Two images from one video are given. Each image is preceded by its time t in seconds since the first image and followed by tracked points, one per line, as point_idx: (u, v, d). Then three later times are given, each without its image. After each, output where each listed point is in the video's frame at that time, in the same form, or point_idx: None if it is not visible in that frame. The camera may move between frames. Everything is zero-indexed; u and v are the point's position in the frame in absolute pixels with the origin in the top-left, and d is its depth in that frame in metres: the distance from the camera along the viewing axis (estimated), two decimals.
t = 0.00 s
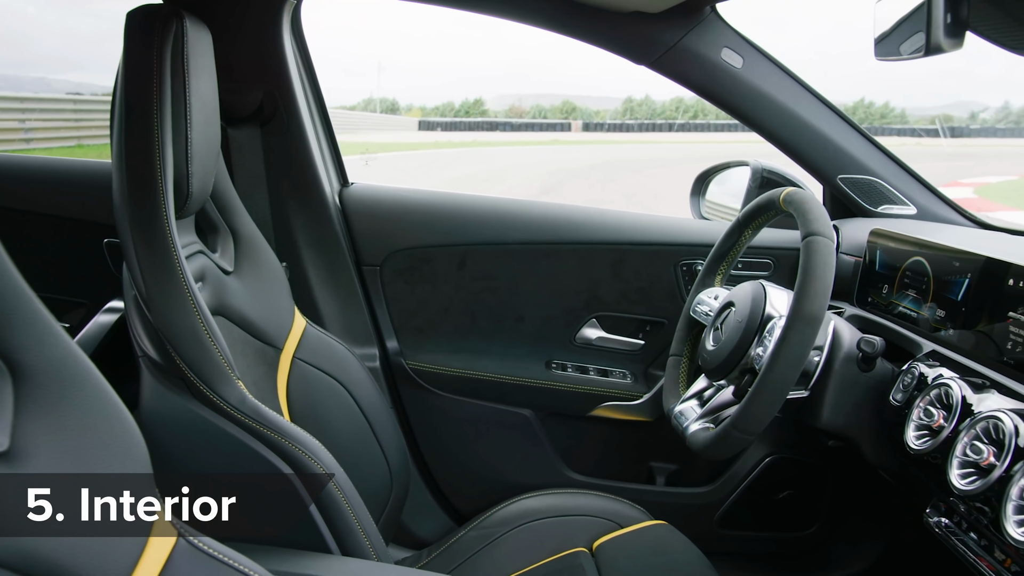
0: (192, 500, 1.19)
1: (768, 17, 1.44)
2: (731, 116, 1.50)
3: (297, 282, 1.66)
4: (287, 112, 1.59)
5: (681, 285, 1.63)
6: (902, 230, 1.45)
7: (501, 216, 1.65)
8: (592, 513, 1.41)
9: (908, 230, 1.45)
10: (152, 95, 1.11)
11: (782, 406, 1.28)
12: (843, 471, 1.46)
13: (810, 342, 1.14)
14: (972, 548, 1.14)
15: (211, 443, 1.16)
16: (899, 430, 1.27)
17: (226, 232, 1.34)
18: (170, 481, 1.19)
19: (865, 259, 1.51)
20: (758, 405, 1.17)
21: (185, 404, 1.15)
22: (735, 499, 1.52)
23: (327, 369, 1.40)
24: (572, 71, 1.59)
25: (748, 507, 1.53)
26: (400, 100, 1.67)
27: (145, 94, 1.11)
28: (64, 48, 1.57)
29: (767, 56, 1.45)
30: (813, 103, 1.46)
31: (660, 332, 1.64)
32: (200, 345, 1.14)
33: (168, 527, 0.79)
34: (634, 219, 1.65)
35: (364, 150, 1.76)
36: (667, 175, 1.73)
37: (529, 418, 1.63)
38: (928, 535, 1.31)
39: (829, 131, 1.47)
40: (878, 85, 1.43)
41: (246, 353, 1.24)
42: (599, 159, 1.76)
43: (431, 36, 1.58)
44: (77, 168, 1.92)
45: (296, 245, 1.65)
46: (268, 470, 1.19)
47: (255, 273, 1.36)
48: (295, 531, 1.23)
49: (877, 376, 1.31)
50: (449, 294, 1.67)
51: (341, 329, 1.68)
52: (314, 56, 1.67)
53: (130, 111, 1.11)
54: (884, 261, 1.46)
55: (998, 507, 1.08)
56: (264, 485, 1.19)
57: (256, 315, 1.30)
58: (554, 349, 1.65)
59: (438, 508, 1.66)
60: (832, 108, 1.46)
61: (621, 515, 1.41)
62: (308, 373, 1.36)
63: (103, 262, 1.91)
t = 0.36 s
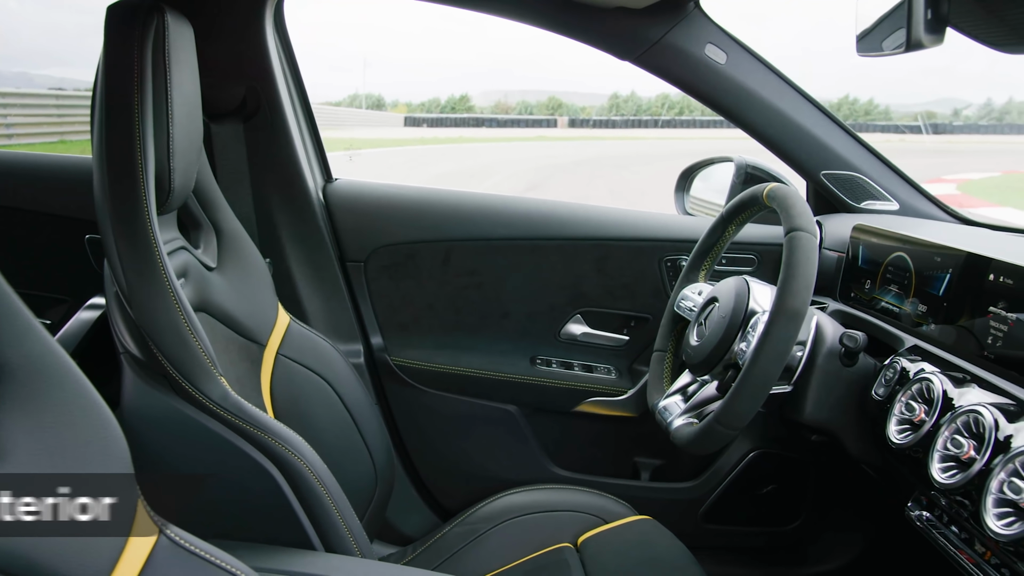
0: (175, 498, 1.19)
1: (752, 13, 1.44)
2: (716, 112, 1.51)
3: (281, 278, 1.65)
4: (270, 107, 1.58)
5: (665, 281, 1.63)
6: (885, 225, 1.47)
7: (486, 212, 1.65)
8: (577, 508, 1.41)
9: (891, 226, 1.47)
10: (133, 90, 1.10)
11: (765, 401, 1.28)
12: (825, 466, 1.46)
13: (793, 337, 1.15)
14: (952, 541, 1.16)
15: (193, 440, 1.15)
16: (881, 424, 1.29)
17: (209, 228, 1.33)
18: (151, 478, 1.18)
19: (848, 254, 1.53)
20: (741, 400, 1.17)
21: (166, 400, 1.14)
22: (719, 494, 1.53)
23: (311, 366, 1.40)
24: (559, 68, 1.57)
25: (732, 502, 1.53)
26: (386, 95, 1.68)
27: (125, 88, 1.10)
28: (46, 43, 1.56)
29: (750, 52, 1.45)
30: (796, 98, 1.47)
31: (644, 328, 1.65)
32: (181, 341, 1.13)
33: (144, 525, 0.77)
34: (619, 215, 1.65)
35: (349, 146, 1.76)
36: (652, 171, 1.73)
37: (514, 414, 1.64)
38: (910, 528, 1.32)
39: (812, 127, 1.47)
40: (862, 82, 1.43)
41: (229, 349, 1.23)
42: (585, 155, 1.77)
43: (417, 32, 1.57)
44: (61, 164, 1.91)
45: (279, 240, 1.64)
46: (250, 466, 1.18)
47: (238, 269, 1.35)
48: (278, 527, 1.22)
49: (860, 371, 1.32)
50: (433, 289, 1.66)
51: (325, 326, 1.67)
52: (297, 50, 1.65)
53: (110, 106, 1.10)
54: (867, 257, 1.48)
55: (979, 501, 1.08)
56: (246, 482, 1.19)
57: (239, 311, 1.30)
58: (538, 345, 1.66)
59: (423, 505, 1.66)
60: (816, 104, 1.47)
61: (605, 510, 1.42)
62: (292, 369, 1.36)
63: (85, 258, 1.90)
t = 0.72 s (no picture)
0: (157, 493, 1.19)
1: (737, 9, 1.44)
2: (701, 109, 1.51)
3: (265, 274, 1.64)
4: (253, 101, 1.57)
5: (650, 276, 1.64)
6: (867, 221, 1.49)
7: (471, 208, 1.65)
8: (562, 503, 1.42)
9: (873, 221, 1.49)
10: (113, 86, 1.08)
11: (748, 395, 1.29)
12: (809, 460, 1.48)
13: (776, 332, 1.15)
14: (934, 534, 1.16)
15: (176, 436, 1.14)
16: (863, 419, 1.29)
17: (192, 223, 1.32)
18: (133, 475, 1.17)
19: (831, 249, 1.54)
20: (724, 394, 1.18)
21: (148, 396, 1.13)
22: (704, 490, 1.53)
23: (295, 362, 1.40)
24: (546, 63, 1.57)
25: (716, 497, 1.54)
26: (372, 92, 1.68)
27: (106, 83, 1.09)
28: (27, 37, 1.55)
29: (734, 48, 1.46)
30: (780, 94, 1.48)
31: (629, 323, 1.65)
32: (163, 337, 1.12)
33: (126, 519, 0.80)
34: (604, 210, 1.65)
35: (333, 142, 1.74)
36: (637, 166, 1.74)
37: (498, 409, 1.64)
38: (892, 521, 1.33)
39: (797, 123, 1.49)
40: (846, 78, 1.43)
41: (213, 345, 1.23)
42: (571, 151, 1.77)
43: (403, 27, 1.58)
44: (43, 159, 1.90)
45: (262, 235, 1.63)
46: (233, 463, 1.18)
47: (222, 265, 1.35)
48: (262, 523, 1.22)
49: (842, 365, 1.33)
50: (417, 285, 1.66)
51: (309, 321, 1.67)
52: (280, 43, 1.63)
53: (90, 100, 1.09)
54: (850, 252, 1.49)
55: (959, 494, 1.09)
56: (229, 478, 1.18)
57: (223, 307, 1.29)
58: (523, 341, 1.66)
59: (407, 500, 1.67)
60: (801, 101, 1.49)
61: (590, 505, 1.42)
62: (275, 366, 1.35)
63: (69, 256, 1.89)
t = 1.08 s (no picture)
0: (138, 490, 1.18)
1: (721, 5, 1.44)
2: (685, 104, 1.51)
3: (247, 269, 1.62)
4: (234, 95, 1.56)
5: (633, 271, 1.64)
6: (849, 215, 1.49)
7: (455, 203, 1.64)
8: (546, 498, 1.42)
9: (855, 216, 1.50)
10: (92, 79, 1.07)
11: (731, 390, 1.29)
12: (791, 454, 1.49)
13: (758, 327, 1.15)
14: (914, 527, 1.17)
15: (157, 432, 1.14)
16: (845, 413, 1.30)
17: (173, 219, 1.31)
18: (113, 472, 1.17)
19: (814, 244, 1.55)
20: (706, 389, 1.18)
21: (129, 392, 1.12)
22: (688, 484, 1.54)
23: (278, 358, 1.39)
24: (531, 58, 1.57)
25: (699, 492, 1.55)
26: (357, 87, 1.66)
27: (84, 77, 1.07)
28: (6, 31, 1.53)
29: (717, 44, 1.46)
30: (762, 89, 1.47)
31: (613, 318, 1.66)
32: (144, 334, 1.11)
33: (106, 517, 0.80)
34: (588, 206, 1.65)
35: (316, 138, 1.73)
36: (622, 162, 1.74)
37: (482, 405, 1.65)
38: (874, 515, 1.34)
39: (780, 118, 1.49)
40: (830, 74, 1.44)
41: (194, 341, 1.22)
42: (556, 147, 1.77)
43: (388, 22, 1.58)
44: (24, 154, 1.88)
45: (244, 232, 1.62)
46: (216, 459, 1.17)
47: (204, 261, 1.34)
48: (243, 518, 1.21)
49: (824, 359, 1.34)
50: (401, 280, 1.66)
51: (292, 317, 1.66)
52: (261, 37, 1.60)
53: (68, 95, 1.07)
54: (833, 247, 1.50)
55: (939, 487, 1.10)
56: (211, 474, 1.18)
57: (205, 303, 1.29)
58: (507, 336, 1.66)
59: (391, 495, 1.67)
60: (785, 97, 1.48)
61: (574, 500, 1.43)
62: (258, 362, 1.35)
63: (51, 252, 1.87)
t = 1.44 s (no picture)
0: (118, 487, 1.17)
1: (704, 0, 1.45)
2: (670, 101, 1.52)
3: (229, 264, 1.63)
4: (215, 89, 1.55)
5: (616, 266, 1.65)
6: (831, 210, 1.50)
7: (439, 198, 1.64)
8: (529, 493, 1.43)
9: (836, 210, 1.51)
10: (69, 72, 1.05)
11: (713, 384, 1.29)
12: (773, 447, 1.51)
13: (741, 321, 1.16)
14: (895, 520, 1.17)
15: (137, 428, 1.13)
16: (827, 406, 1.31)
17: (154, 214, 1.30)
18: (92, 469, 1.15)
19: (796, 239, 1.56)
20: (688, 383, 1.18)
21: (109, 388, 1.11)
22: (672, 478, 1.55)
23: (260, 354, 1.39)
24: (516, 53, 1.57)
25: (683, 485, 1.56)
26: (341, 82, 1.67)
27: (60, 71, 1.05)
28: None
29: (700, 40, 1.46)
30: (745, 85, 1.49)
31: (596, 313, 1.67)
32: (124, 329, 1.10)
33: (84, 513, 0.80)
34: (572, 201, 1.66)
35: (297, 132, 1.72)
36: (606, 157, 1.75)
37: (466, 400, 1.65)
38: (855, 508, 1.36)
39: (762, 113, 1.51)
40: (814, 71, 1.45)
41: (176, 337, 1.21)
42: (541, 142, 1.77)
43: (372, 17, 1.58)
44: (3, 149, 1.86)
45: (226, 227, 1.61)
46: (197, 455, 1.17)
47: (185, 256, 1.33)
48: (224, 515, 1.21)
49: (806, 353, 1.35)
50: (384, 275, 1.65)
51: (274, 313, 1.65)
52: (242, 32, 1.59)
53: (44, 89, 1.06)
54: (815, 242, 1.51)
55: (918, 479, 1.11)
56: (192, 470, 1.17)
57: (187, 299, 1.28)
58: (491, 331, 1.66)
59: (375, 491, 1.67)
60: (768, 93, 1.50)
61: (558, 495, 1.43)
62: (240, 357, 1.34)
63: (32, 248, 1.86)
